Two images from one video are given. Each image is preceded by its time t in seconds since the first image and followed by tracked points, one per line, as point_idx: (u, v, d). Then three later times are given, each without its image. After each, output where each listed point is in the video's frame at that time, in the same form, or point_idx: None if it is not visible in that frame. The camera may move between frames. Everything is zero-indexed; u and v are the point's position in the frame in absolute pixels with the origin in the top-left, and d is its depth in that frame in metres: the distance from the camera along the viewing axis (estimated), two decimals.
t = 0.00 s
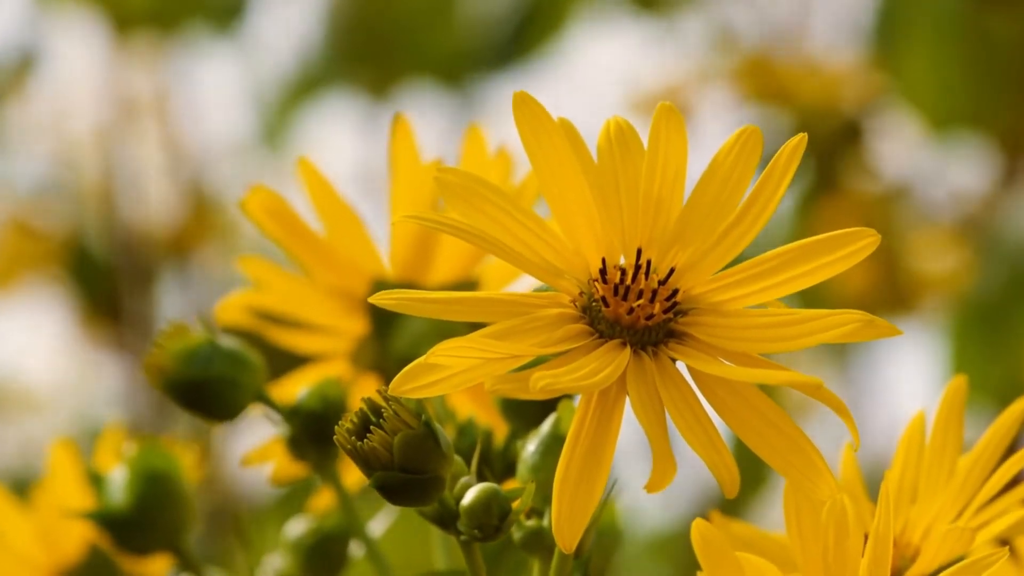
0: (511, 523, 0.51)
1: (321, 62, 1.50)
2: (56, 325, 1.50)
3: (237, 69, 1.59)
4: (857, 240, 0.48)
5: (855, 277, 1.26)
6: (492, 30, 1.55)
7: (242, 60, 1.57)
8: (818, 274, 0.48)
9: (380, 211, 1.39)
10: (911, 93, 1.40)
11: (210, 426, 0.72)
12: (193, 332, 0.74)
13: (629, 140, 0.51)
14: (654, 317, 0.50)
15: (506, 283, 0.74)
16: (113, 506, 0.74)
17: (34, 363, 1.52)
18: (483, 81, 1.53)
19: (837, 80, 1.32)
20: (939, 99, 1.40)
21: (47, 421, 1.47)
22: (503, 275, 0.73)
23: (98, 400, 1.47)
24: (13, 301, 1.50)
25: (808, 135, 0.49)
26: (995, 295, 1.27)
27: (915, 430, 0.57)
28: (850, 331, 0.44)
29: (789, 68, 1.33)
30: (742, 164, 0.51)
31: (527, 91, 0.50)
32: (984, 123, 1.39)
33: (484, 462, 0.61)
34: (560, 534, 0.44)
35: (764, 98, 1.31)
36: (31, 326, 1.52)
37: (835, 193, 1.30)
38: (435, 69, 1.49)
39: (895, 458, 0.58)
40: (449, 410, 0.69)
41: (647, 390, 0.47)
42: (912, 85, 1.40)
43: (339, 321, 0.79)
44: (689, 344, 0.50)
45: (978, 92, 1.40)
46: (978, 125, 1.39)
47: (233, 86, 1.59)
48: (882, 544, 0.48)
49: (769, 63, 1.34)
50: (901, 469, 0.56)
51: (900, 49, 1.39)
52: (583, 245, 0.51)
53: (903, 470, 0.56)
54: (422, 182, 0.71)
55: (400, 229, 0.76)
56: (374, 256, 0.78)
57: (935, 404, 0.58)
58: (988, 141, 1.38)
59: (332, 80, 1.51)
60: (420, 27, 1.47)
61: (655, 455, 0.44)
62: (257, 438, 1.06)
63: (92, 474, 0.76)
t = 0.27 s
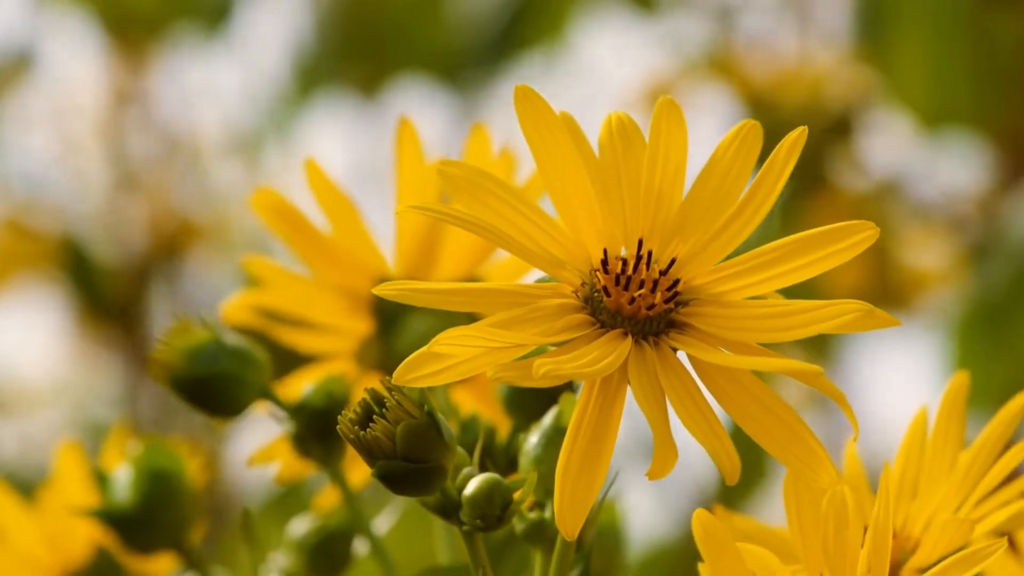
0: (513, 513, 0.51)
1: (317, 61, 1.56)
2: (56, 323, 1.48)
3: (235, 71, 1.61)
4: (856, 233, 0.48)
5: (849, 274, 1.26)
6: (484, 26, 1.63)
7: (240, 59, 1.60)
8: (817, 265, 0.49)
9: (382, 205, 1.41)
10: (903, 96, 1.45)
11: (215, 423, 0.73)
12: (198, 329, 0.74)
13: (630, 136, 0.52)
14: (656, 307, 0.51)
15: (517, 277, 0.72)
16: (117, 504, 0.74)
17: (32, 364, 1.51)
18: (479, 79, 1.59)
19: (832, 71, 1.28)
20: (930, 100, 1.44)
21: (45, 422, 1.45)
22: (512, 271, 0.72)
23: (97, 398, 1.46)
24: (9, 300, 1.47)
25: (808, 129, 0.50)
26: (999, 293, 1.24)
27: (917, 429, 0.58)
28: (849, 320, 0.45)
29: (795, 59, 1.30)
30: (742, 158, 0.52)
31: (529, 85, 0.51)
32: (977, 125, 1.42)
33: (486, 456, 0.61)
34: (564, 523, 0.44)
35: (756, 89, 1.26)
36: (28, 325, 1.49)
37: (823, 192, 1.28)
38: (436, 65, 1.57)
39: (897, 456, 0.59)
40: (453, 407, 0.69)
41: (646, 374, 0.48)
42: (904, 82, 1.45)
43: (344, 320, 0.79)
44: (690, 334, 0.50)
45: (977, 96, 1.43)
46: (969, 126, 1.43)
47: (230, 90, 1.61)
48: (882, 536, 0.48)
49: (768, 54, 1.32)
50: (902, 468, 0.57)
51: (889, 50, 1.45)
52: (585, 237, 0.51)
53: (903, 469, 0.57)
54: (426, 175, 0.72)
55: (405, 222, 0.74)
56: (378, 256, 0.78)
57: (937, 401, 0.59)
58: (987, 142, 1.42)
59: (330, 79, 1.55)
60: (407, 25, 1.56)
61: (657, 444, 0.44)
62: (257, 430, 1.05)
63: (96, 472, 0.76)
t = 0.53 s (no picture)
0: (516, 504, 0.51)
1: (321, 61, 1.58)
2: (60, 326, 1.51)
3: (224, 82, 1.68)
4: (857, 226, 0.49)
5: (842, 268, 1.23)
6: (484, 32, 1.63)
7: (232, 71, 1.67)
8: (818, 257, 0.49)
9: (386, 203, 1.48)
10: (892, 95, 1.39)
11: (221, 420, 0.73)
12: (206, 326, 0.75)
13: (633, 129, 0.52)
14: (658, 297, 0.51)
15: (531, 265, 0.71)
16: (122, 503, 0.74)
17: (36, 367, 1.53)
18: (490, 79, 1.60)
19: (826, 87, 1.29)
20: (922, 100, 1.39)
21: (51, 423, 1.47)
22: (524, 262, 0.65)
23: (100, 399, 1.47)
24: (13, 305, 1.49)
25: (808, 120, 0.50)
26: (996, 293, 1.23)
27: (916, 423, 0.58)
28: (849, 310, 0.45)
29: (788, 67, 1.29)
30: (744, 151, 0.52)
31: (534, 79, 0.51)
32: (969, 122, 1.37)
33: (491, 448, 0.62)
34: (566, 511, 0.44)
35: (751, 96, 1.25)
36: (31, 327, 1.52)
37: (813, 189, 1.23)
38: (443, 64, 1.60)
39: (896, 451, 0.59)
40: (457, 404, 0.69)
41: (649, 365, 0.48)
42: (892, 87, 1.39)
43: (352, 320, 0.80)
44: (692, 324, 0.51)
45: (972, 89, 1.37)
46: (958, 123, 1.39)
47: (220, 101, 1.67)
48: (881, 526, 0.48)
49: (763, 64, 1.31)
50: (900, 462, 0.57)
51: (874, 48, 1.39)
52: (588, 229, 0.52)
53: (902, 463, 0.57)
54: (433, 167, 0.73)
55: (412, 216, 0.74)
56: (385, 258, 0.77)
57: (935, 397, 0.59)
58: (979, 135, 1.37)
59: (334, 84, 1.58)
60: (414, 28, 1.57)
61: (658, 433, 0.44)
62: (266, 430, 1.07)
63: (101, 470, 0.76)
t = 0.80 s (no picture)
0: (511, 498, 0.51)
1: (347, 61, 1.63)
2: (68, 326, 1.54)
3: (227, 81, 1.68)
4: (851, 220, 0.49)
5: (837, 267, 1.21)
6: (511, 33, 1.63)
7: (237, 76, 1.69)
8: (812, 251, 0.49)
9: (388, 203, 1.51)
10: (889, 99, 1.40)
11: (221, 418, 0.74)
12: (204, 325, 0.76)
13: (628, 124, 0.52)
14: (652, 291, 0.52)
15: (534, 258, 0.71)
16: (123, 501, 0.74)
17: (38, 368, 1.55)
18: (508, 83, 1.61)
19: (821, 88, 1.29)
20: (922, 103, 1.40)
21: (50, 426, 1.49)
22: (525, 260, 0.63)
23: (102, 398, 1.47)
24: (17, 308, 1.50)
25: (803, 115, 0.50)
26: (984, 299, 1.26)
27: (910, 420, 0.58)
28: (844, 303, 0.45)
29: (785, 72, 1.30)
30: (739, 146, 0.52)
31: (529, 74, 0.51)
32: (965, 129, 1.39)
33: (488, 444, 0.62)
34: (561, 503, 0.44)
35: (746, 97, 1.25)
36: (34, 329, 1.55)
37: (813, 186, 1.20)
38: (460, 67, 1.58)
39: (890, 446, 0.58)
40: (456, 402, 0.69)
41: (643, 358, 0.48)
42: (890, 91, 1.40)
43: (353, 320, 0.80)
44: (686, 318, 0.51)
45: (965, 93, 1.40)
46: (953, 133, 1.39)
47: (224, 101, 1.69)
48: (874, 520, 0.49)
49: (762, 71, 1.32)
50: (895, 456, 0.57)
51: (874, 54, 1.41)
52: (583, 224, 0.52)
53: (897, 458, 0.57)
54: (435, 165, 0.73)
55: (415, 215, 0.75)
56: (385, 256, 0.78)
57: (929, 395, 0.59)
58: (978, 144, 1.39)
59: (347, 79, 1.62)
60: (439, 29, 1.57)
61: (652, 428, 0.45)
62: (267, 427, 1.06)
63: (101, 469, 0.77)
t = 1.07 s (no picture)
0: (510, 504, 0.51)
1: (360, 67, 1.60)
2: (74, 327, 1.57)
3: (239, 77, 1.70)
4: (853, 224, 0.49)
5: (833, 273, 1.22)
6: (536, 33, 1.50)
7: (250, 67, 1.68)
8: (813, 256, 0.49)
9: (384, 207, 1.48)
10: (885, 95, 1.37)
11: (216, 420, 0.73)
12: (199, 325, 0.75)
13: (627, 129, 0.52)
14: (652, 297, 0.51)
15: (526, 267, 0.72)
16: (119, 502, 0.74)
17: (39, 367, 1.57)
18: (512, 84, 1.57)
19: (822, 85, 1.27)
20: (918, 101, 1.37)
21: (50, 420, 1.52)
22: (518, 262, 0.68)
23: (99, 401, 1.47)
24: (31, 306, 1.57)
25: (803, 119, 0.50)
26: (978, 298, 1.20)
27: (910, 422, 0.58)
28: (844, 311, 0.45)
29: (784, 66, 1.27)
30: (737, 151, 0.52)
31: (526, 78, 0.51)
32: (960, 130, 1.37)
33: (485, 450, 0.62)
34: (560, 514, 0.44)
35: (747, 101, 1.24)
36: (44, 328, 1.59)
37: (810, 191, 1.22)
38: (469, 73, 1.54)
39: (891, 449, 0.58)
40: (452, 404, 0.69)
41: (643, 365, 0.48)
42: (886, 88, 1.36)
43: (346, 319, 0.80)
44: (686, 325, 0.51)
45: (960, 92, 1.37)
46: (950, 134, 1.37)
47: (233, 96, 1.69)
48: (876, 526, 0.48)
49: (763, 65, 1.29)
50: (896, 460, 0.57)
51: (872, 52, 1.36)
52: (582, 229, 0.52)
53: (898, 461, 0.57)
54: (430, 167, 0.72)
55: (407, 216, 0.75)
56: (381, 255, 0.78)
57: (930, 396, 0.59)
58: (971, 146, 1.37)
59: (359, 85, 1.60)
60: (462, 34, 1.54)
61: (652, 435, 0.44)
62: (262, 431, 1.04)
63: (96, 469, 0.76)
